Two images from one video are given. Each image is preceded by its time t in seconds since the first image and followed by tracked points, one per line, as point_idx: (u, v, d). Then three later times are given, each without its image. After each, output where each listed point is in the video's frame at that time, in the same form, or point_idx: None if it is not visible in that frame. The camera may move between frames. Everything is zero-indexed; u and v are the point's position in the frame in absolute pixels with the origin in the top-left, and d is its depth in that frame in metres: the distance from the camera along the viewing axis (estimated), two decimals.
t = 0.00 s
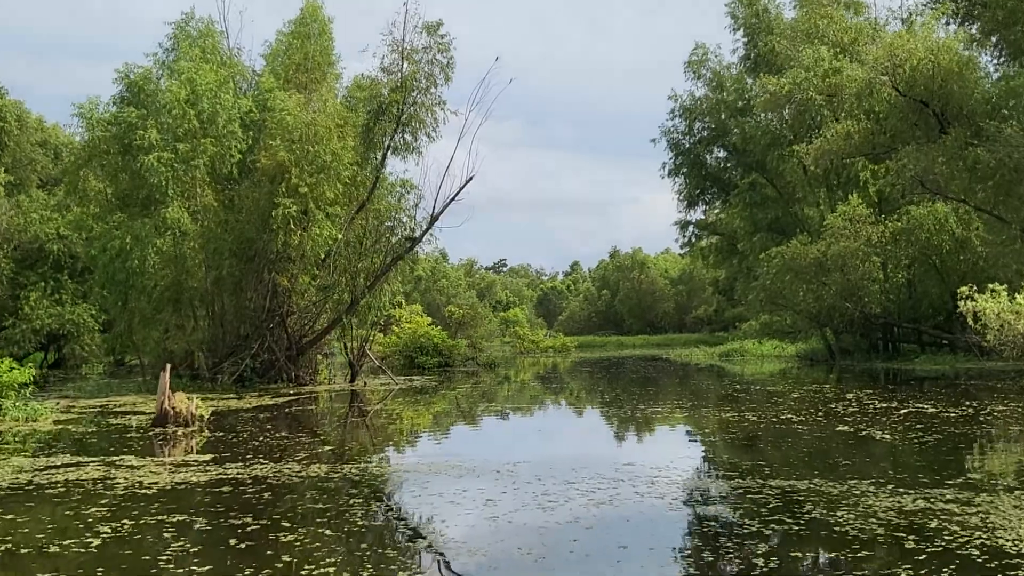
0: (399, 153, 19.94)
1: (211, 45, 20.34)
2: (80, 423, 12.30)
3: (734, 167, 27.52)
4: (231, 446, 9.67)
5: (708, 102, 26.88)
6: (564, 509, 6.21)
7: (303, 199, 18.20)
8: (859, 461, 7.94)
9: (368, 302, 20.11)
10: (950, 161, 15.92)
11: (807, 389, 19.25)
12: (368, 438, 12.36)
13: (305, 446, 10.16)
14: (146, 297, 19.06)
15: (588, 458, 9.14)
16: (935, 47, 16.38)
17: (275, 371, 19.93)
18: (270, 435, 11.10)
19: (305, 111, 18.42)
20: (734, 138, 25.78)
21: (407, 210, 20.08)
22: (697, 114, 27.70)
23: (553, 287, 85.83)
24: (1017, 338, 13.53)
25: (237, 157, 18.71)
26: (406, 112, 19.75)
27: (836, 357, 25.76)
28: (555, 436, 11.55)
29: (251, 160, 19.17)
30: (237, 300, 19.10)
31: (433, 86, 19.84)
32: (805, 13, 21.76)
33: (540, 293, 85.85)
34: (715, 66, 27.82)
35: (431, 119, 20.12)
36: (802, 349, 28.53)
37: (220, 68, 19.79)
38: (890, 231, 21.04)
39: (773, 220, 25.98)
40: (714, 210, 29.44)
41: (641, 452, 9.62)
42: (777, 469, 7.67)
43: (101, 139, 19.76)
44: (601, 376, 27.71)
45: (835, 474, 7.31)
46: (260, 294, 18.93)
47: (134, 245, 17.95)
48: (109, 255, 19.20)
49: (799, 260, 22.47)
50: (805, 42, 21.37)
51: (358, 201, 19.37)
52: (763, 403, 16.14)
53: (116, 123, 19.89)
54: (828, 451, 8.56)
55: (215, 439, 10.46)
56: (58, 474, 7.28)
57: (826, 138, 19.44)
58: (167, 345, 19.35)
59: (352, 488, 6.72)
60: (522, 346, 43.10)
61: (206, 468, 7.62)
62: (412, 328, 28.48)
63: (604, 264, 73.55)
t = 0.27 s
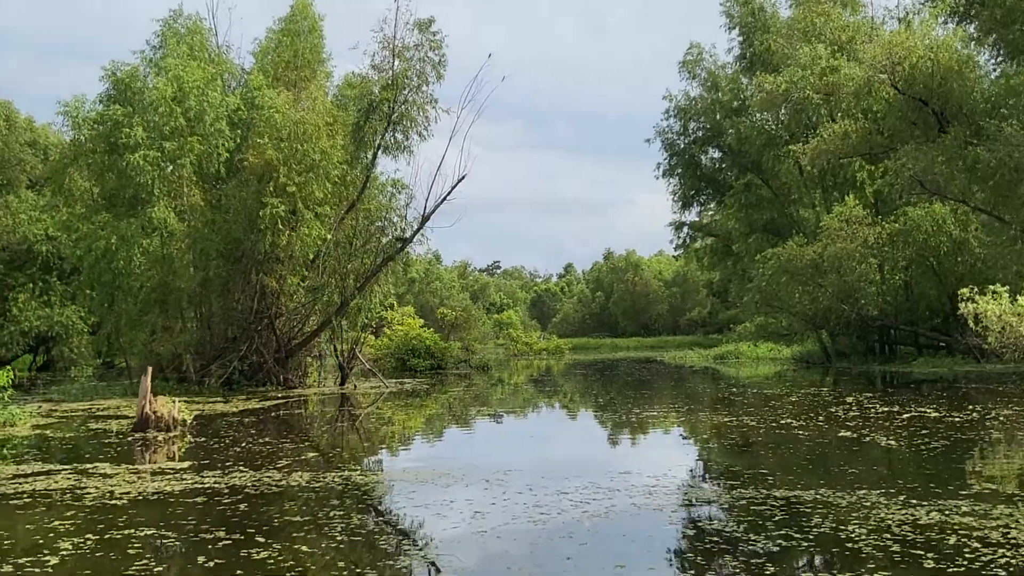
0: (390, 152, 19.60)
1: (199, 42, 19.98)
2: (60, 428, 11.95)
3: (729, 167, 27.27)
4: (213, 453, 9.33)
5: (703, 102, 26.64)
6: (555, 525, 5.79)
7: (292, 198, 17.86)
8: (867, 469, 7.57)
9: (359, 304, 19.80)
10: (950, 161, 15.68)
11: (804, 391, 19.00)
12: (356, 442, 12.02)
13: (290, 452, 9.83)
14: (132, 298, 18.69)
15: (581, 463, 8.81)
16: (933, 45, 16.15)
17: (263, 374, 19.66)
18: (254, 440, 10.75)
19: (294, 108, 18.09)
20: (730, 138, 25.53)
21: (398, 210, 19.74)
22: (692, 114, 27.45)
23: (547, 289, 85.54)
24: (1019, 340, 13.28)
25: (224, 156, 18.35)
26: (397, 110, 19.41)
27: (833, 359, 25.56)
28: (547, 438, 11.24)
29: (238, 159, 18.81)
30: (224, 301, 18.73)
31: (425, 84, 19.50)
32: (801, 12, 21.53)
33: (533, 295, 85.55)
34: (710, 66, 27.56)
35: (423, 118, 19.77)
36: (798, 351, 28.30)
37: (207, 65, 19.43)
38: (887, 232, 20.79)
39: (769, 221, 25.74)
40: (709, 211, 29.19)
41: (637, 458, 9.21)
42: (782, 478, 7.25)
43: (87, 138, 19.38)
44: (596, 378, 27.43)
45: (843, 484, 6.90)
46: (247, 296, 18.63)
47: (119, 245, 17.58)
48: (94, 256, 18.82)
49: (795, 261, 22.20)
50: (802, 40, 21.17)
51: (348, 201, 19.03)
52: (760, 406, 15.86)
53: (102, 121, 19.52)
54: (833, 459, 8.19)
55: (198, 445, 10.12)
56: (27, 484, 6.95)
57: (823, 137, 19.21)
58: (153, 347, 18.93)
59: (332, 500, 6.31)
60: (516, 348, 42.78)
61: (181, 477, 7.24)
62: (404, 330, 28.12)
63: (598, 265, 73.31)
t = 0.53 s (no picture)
0: (382, 150, 19.29)
1: (189, 38, 19.66)
2: (41, 431, 11.61)
3: (725, 166, 27.05)
4: (195, 457, 9.02)
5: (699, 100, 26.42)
6: (550, 538, 5.48)
7: (282, 196, 17.55)
8: (875, 476, 7.26)
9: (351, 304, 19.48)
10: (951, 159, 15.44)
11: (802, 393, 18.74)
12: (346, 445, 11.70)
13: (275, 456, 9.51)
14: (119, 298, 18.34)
15: (577, 467, 8.53)
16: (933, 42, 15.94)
17: (253, 375, 19.35)
18: (240, 443, 10.43)
19: (284, 105, 17.78)
20: (726, 137, 25.30)
21: (390, 208, 19.43)
22: (689, 113, 27.23)
23: (541, 290, 85.26)
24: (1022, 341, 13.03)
25: (213, 153, 18.02)
26: (389, 107, 19.11)
27: (831, 360, 25.34)
28: (542, 440, 10.95)
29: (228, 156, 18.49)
30: (213, 301, 18.40)
31: (418, 80, 19.19)
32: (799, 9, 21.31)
33: (528, 295, 85.25)
34: (706, 64, 27.32)
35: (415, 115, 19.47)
36: (794, 352, 28.07)
37: (197, 61, 19.11)
38: (885, 232, 20.55)
39: (766, 220, 25.50)
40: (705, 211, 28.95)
41: (634, 461, 8.91)
42: (787, 486, 6.94)
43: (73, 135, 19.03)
44: (591, 379, 27.14)
45: (852, 493, 6.58)
46: (236, 296, 18.31)
47: (106, 244, 17.23)
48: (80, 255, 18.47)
49: (792, 261, 21.98)
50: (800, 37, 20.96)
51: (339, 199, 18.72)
52: (758, 408, 15.58)
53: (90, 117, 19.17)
54: (839, 464, 7.88)
55: (181, 449, 9.79)
56: None
57: (822, 135, 18.99)
58: (140, 348, 18.58)
59: (313, 510, 5.97)
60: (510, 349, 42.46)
61: (158, 484, 6.91)
62: (397, 330, 27.80)
63: (593, 266, 73.06)
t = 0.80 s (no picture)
0: (375, 146, 18.97)
1: (179, 32, 19.33)
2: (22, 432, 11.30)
3: (723, 164, 26.80)
4: (178, 460, 8.71)
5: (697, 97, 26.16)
6: (545, 551, 5.19)
7: (273, 192, 17.25)
8: (885, 483, 6.97)
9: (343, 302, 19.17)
10: (952, 155, 15.19)
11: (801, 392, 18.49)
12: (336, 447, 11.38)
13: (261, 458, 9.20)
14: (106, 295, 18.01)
15: (575, 469, 8.25)
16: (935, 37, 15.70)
17: (244, 374, 19.04)
18: (226, 445, 10.12)
19: (275, 99, 17.46)
20: (724, 134, 25.05)
21: (383, 205, 19.12)
22: (686, 110, 26.97)
23: (537, 289, 84.96)
24: None
25: (203, 148, 17.70)
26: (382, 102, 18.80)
27: (829, 360, 25.10)
28: (538, 440, 10.65)
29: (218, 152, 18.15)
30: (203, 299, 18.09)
31: (411, 75, 18.88)
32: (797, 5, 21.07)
33: (524, 294, 84.94)
34: (704, 61, 27.05)
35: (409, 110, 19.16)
36: (792, 351, 27.84)
37: (187, 55, 18.77)
38: (884, 230, 20.30)
39: (764, 218, 25.25)
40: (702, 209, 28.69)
41: (632, 462, 8.62)
42: (795, 493, 6.64)
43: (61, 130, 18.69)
44: (587, 378, 26.85)
45: (863, 502, 6.29)
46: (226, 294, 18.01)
47: (93, 241, 16.89)
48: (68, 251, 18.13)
49: (791, 259, 21.75)
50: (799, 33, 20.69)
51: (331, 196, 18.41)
52: (757, 409, 15.31)
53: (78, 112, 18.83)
54: (846, 469, 7.59)
55: (164, 450, 9.48)
56: None
57: (821, 131, 18.74)
58: (129, 347, 18.25)
59: (295, 519, 5.70)
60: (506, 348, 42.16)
61: (134, 490, 6.63)
62: (391, 329, 27.47)
63: (589, 265, 72.77)
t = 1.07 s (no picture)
0: (367, 140, 18.66)
1: (169, 24, 19.01)
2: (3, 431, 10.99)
3: (720, 160, 26.55)
4: (159, 460, 8.42)
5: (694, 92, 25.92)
6: (536, 565, 4.90)
7: (262, 187, 16.94)
8: (892, 487, 6.69)
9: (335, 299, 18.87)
10: (953, 150, 14.93)
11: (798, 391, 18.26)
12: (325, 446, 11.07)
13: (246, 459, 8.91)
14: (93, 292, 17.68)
15: (570, 468, 7.96)
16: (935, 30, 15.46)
17: (233, 372, 18.72)
18: (212, 444, 9.83)
19: (264, 92, 17.14)
20: (720, 129, 24.80)
21: (375, 200, 18.81)
22: (683, 105, 26.73)
23: (533, 286, 84.68)
24: None
25: (191, 142, 17.37)
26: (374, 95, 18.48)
27: (826, 357, 24.88)
28: (533, 438, 10.37)
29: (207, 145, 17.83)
30: (191, 296, 17.77)
31: (404, 68, 18.55)
32: None
33: (520, 292, 84.67)
34: (701, 56, 26.80)
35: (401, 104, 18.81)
36: (789, 349, 27.62)
37: (176, 48, 18.44)
38: (883, 226, 20.06)
39: (761, 215, 25.00)
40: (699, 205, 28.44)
41: (629, 461, 8.33)
42: (799, 499, 6.36)
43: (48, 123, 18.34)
44: (582, 376, 26.59)
45: (871, 508, 6.02)
46: (215, 290, 17.72)
47: (79, 236, 16.55)
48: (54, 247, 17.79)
49: (788, 256, 21.51)
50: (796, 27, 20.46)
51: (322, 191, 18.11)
52: (755, 407, 15.06)
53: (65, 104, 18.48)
54: (849, 472, 7.32)
55: (147, 450, 9.19)
56: None
57: (819, 126, 18.50)
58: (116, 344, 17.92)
59: (273, 527, 5.41)
60: (502, 346, 41.88)
61: (107, 495, 6.33)
62: (385, 326, 27.16)
63: (585, 262, 72.53)
